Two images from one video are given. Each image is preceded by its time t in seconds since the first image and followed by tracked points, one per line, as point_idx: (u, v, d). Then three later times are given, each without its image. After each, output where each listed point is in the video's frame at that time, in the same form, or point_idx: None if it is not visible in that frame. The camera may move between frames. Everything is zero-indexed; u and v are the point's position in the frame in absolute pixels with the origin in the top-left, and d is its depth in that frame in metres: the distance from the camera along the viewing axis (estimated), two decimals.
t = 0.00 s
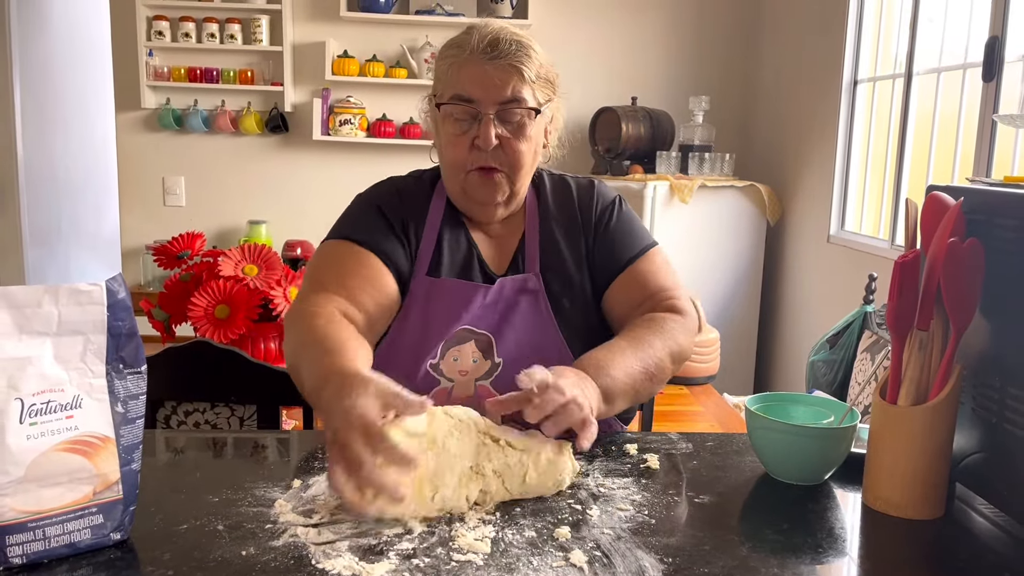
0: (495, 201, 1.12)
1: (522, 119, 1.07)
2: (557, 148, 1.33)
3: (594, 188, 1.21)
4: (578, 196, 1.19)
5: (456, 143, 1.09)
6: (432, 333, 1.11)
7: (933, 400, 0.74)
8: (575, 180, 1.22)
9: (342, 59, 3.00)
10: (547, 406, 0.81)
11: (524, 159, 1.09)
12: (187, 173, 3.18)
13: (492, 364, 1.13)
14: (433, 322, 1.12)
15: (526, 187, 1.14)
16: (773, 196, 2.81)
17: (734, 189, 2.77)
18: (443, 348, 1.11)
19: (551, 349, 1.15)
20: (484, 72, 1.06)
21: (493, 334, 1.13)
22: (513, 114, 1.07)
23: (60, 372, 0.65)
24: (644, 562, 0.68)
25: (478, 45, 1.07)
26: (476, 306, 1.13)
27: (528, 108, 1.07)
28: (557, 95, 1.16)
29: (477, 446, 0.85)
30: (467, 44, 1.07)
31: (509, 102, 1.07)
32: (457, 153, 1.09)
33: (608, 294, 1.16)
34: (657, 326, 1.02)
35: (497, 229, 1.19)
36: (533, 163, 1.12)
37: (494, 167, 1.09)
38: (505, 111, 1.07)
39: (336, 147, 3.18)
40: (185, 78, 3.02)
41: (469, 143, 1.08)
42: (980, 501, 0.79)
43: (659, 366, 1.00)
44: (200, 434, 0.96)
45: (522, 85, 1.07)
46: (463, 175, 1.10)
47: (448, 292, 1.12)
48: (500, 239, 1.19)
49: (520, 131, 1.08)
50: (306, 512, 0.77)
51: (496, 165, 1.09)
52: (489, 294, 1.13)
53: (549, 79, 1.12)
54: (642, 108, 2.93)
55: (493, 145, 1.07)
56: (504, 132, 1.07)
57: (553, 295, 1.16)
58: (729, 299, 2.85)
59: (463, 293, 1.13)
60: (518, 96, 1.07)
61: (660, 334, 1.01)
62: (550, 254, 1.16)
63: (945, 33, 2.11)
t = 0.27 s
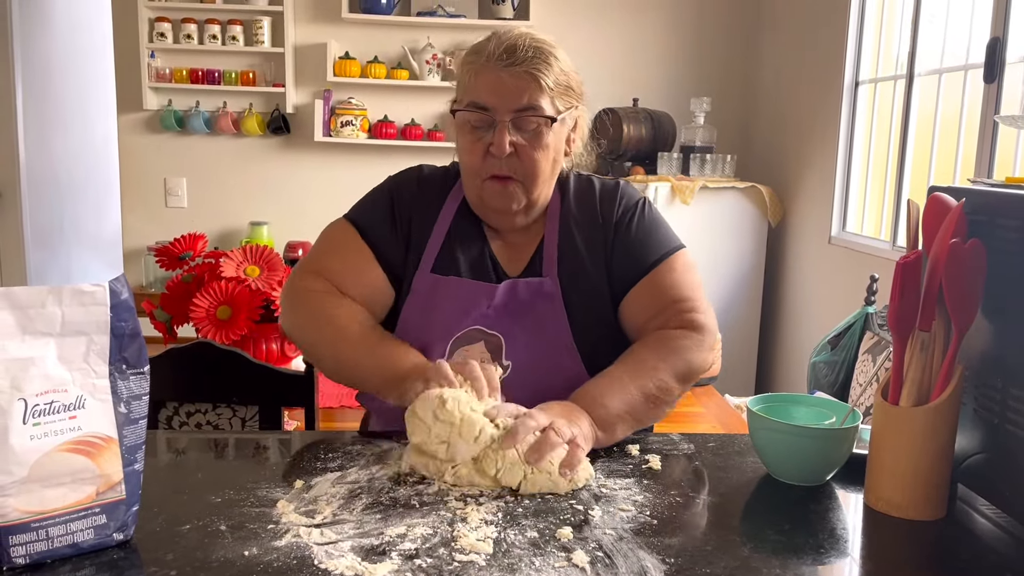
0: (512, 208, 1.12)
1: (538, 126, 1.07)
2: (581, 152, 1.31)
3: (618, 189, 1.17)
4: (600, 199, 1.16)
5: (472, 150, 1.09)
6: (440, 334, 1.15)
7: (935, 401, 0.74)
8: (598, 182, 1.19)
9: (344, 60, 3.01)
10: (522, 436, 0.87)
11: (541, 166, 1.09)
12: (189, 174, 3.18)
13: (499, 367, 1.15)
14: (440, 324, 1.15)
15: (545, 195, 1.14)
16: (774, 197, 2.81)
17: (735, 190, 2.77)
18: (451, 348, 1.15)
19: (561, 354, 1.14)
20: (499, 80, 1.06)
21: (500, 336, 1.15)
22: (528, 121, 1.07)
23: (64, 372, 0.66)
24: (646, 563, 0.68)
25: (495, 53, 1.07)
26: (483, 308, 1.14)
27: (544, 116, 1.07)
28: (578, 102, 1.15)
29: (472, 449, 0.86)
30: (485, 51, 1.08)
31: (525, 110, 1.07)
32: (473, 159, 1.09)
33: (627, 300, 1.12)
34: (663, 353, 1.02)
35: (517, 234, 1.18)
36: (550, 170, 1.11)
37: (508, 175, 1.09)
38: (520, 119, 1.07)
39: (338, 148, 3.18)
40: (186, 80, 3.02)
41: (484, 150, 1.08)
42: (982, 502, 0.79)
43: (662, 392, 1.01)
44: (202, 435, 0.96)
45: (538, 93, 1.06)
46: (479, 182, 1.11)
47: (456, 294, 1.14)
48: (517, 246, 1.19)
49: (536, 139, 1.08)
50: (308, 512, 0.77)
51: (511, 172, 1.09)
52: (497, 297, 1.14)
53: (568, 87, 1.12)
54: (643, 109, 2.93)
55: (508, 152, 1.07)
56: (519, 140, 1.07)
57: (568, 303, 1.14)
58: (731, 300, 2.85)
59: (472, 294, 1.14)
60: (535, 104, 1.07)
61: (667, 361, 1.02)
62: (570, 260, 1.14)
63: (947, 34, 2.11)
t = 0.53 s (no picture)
0: (514, 223, 1.04)
1: (542, 139, 0.99)
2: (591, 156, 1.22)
3: (622, 186, 1.09)
4: (602, 194, 1.08)
5: (471, 162, 1.01)
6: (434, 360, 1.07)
7: (938, 401, 0.74)
8: (601, 181, 1.11)
9: (346, 61, 3.01)
10: (499, 457, 0.75)
11: (546, 180, 1.01)
12: (191, 175, 3.18)
13: (499, 392, 1.08)
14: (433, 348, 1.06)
15: (552, 208, 1.05)
16: (776, 197, 2.81)
17: (737, 191, 2.77)
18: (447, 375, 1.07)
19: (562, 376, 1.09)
20: (501, 90, 0.97)
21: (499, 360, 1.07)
22: (531, 134, 0.99)
23: (66, 373, 0.66)
24: (649, 563, 0.68)
25: (496, 60, 0.98)
26: (479, 330, 1.06)
27: (549, 129, 0.99)
28: (586, 111, 1.07)
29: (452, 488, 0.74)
30: (486, 57, 0.99)
31: (528, 121, 0.98)
32: (473, 173, 1.01)
33: (624, 300, 1.02)
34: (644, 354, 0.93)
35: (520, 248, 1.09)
36: (557, 184, 1.03)
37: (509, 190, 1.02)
38: (523, 131, 0.99)
39: (339, 149, 3.18)
40: (188, 81, 3.02)
41: (483, 163, 1.00)
42: (985, 502, 0.79)
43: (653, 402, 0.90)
44: (203, 436, 0.96)
45: (544, 105, 0.98)
46: (478, 196, 1.03)
47: (453, 316, 1.06)
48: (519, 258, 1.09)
49: (540, 152, 1.00)
50: (311, 513, 0.77)
51: (514, 186, 1.01)
52: (500, 318, 1.06)
53: (576, 95, 1.03)
54: (645, 110, 2.93)
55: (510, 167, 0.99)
56: (521, 153, 0.99)
57: (570, 319, 1.06)
58: (733, 301, 2.85)
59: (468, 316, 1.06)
60: (539, 116, 0.98)
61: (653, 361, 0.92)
62: (567, 258, 1.05)
63: (949, 34, 2.11)
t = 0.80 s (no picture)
0: (494, 209, 1.05)
1: (524, 123, 1.02)
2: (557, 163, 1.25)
3: (583, 187, 1.11)
4: (563, 193, 1.10)
5: (454, 147, 1.03)
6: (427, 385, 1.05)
7: (941, 403, 0.74)
8: (563, 182, 1.14)
9: (347, 63, 3.01)
10: (512, 524, 0.66)
11: (526, 165, 1.04)
12: (193, 177, 3.19)
13: (493, 405, 1.08)
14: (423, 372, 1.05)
15: (529, 196, 1.08)
16: (778, 199, 2.81)
17: (739, 192, 2.78)
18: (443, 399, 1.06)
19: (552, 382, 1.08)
20: (485, 72, 1.00)
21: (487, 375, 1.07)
22: (514, 117, 1.02)
23: (70, 374, 0.66)
24: (652, 564, 0.68)
25: (480, 45, 1.02)
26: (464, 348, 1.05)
27: (530, 111, 1.02)
28: (559, 103, 1.11)
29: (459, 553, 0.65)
30: (468, 42, 1.02)
31: (510, 104, 1.01)
32: (456, 157, 1.03)
33: (574, 289, 1.01)
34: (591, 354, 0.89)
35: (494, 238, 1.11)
36: (534, 170, 1.06)
37: (491, 175, 1.04)
38: (506, 114, 1.01)
39: (341, 151, 3.19)
40: (191, 82, 3.03)
41: (468, 146, 1.02)
42: (988, 504, 0.79)
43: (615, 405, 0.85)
44: (206, 438, 0.96)
45: (525, 88, 1.02)
46: (459, 181, 1.04)
47: (436, 339, 1.04)
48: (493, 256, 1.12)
49: (521, 135, 1.02)
50: (314, 514, 0.77)
51: (496, 171, 1.03)
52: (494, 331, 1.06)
53: (551, 85, 1.07)
54: (647, 111, 2.94)
55: (493, 150, 1.02)
56: (504, 136, 1.02)
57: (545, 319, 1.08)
58: (735, 302, 2.85)
59: (451, 338, 1.04)
60: (520, 98, 1.01)
61: (606, 364, 0.88)
62: (525, 252, 1.07)
63: (951, 35, 2.10)
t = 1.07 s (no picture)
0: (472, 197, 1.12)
1: (502, 115, 1.09)
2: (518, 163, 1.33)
3: (558, 191, 1.20)
4: (541, 199, 1.19)
5: (435, 136, 1.10)
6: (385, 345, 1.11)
7: (944, 403, 0.74)
8: (537, 184, 1.22)
9: (349, 64, 3.02)
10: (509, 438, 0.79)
11: (502, 156, 1.11)
12: (195, 179, 3.19)
13: (452, 377, 1.12)
14: (386, 333, 1.11)
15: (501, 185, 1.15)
16: (780, 200, 2.81)
17: (740, 194, 2.78)
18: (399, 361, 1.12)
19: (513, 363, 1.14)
20: (467, 66, 1.07)
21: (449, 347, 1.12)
22: (492, 109, 1.08)
23: (72, 376, 0.66)
24: (654, 565, 0.68)
25: (462, 40, 1.09)
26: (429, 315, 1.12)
27: (508, 104, 1.09)
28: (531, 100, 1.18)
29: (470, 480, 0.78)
30: (451, 38, 1.09)
31: (489, 97, 1.08)
32: (437, 146, 1.10)
33: (573, 289, 1.14)
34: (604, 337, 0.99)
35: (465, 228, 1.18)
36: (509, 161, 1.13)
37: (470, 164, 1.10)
38: (485, 106, 1.08)
39: (343, 152, 3.19)
40: (192, 84, 3.04)
41: (449, 135, 1.09)
42: (991, 505, 0.79)
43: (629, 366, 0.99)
44: (209, 439, 0.96)
45: (502, 83, 1.09)
46: (438, 169, 1.11)
47: (405, 304, 1.12)
48: (460, 246, 1.19)
49: (498, 127, 1.09)
50: (316, 515, 0.77)
51: (474, 160, 1.10)
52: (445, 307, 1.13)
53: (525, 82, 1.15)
54: (648, 113, 2.94)
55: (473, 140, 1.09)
56: (483, 127, 1.09)
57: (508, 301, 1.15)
58: (737, 303, 2.85)
59: (420, 304, 1.12)
60: (499, 92, 1.09)
61: (625, 334, 1.01)
62: (513, 255, 1.15)
63: (953, 36, 2.10)
